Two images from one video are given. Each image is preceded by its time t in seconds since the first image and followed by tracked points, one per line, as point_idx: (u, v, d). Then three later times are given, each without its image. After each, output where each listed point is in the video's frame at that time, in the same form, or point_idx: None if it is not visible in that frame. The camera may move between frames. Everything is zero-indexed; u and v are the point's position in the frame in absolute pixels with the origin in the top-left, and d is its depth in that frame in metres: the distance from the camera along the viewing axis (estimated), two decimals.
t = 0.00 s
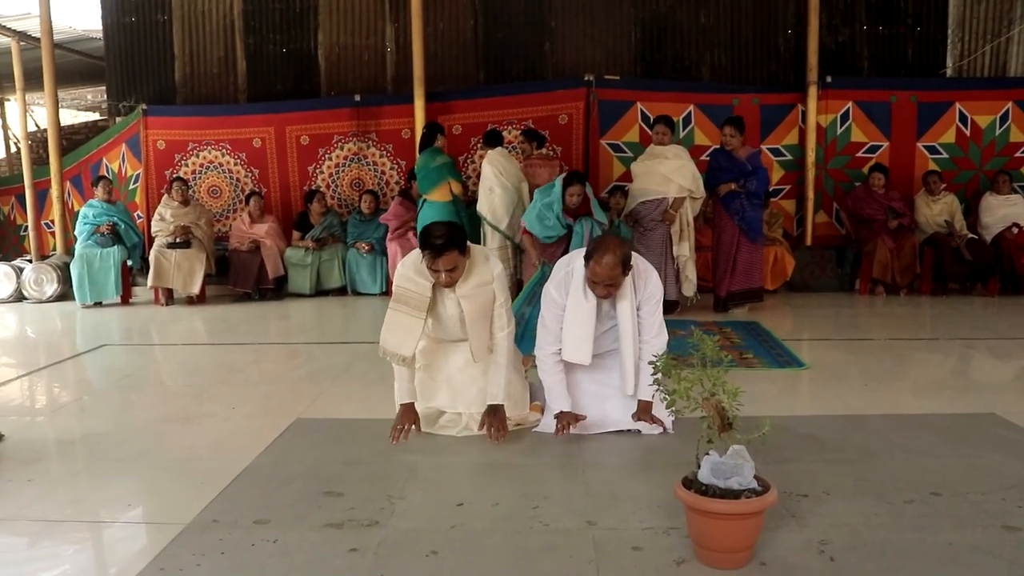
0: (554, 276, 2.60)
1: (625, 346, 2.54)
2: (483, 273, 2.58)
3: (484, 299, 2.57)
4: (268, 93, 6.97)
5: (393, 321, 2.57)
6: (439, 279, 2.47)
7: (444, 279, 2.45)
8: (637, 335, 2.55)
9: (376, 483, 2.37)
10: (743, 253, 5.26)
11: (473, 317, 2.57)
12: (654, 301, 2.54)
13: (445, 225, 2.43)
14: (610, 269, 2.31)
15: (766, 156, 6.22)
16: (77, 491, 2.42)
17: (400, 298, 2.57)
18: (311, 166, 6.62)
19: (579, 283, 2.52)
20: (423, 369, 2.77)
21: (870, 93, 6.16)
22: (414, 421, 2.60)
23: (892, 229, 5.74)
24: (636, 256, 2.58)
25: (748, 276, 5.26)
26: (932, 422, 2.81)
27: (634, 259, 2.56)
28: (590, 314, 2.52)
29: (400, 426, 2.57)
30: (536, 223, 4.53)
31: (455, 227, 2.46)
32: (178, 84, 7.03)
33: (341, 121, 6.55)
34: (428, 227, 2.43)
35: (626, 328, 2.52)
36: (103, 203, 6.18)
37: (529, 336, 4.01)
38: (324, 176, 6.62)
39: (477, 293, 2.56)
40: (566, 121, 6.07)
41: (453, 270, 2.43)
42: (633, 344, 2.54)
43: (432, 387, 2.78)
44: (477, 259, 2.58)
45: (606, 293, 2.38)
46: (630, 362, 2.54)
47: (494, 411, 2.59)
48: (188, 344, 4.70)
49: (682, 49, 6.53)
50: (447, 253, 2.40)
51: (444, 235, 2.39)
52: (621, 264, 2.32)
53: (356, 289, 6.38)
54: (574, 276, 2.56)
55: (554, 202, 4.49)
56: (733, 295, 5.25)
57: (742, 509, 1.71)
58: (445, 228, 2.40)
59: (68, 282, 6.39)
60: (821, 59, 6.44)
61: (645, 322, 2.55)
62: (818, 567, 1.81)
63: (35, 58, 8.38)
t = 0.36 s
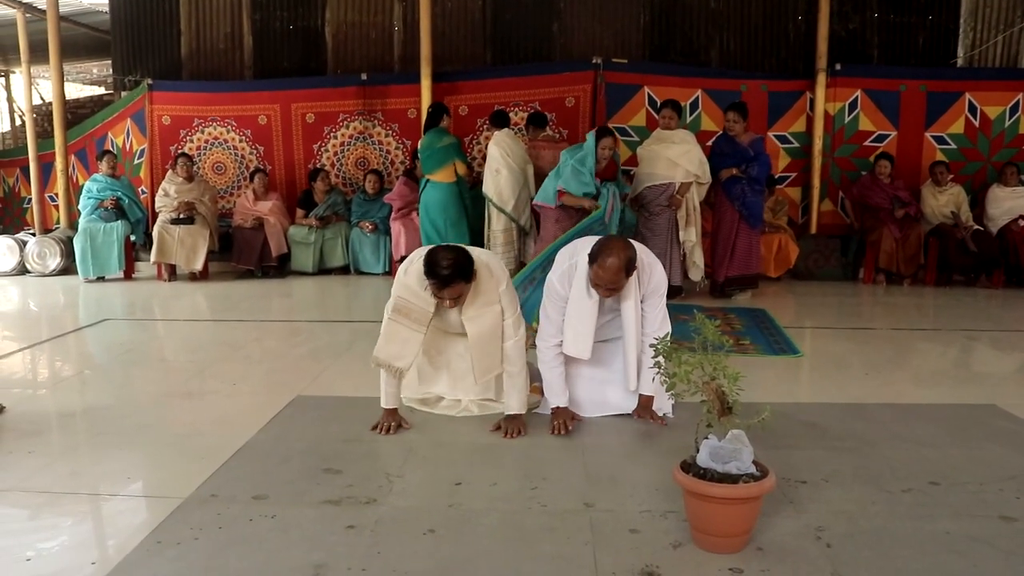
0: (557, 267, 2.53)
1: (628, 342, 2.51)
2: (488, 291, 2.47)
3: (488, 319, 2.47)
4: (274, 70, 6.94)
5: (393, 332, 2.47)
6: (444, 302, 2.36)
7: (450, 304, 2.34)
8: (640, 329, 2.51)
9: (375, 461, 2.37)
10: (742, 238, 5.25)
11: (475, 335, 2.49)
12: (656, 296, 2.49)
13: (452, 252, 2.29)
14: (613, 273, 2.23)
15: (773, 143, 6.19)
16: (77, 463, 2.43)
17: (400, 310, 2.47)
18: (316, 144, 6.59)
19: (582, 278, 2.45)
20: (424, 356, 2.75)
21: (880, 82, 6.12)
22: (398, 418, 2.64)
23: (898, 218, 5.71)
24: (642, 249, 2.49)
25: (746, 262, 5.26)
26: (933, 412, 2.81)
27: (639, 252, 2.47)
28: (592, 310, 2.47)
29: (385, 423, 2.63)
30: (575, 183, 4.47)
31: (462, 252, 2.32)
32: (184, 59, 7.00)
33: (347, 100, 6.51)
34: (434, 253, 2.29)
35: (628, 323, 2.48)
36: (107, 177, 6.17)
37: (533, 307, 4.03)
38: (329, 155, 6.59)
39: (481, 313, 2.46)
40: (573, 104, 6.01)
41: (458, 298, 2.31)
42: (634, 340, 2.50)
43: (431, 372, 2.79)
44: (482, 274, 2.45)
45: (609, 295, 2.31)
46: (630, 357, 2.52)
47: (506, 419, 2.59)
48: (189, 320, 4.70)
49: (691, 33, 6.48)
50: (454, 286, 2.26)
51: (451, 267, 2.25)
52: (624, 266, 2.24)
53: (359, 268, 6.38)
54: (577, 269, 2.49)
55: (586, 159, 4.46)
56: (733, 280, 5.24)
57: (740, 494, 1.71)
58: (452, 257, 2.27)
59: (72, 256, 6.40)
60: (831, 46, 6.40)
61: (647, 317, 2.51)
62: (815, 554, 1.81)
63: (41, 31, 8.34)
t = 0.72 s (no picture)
0: (558, 265, 2.44)
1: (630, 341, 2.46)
2: (491, 305, 2.45)
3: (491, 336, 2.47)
4: (277, 53, 6.91)
5: (390, 340, 2.49)
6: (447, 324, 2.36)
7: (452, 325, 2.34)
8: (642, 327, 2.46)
9: (376, 444, 2.38)
10: (744, 225, 5.23)
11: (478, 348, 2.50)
12: (658, 298, 2.43)
13: (454, 280, 2.27)
14: (615, 288, 2.16)
15: (777, 130, 6.17)
16: (79, 444, 2.44)
17: (400, 319, 2.47)
18: (319, 128, 6.57)
19: (583, 283, 2.36)
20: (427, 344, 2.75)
21: (886, 69, 6.08)
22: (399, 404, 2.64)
23: (902, 206, 5.69)
24: (645, 250, 2.40)
25: (749, 249, 5.24)
26: (935, 400, 2.80)
27: (642, 254, 2.38)
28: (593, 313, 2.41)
29: (388, 406, 2.64)
30: (626, 164, 4.49)
31: (465, 279, 2.30)
32: (187, 42, 6.97)
33: (350, 83, 6.48)
34: (436, 282, 2.27)
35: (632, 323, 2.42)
36: (110, 159, 6.16)
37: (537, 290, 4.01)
38: (333, 138, 6.57)
39: (485, 328, 2.46)
40: (577, 89, 5.97)
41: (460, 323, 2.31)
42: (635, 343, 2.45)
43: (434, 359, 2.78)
44: (486, 290, 2.43)
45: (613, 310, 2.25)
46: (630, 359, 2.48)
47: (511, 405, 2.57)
48: (192, 303, 4.70)
49: (696, 19, 6.44)
50: (454, 319, 2.27)
51: (451, 302, 2.24)
52: (627, 280, 2.16)
53: (362, 252, 6.38)
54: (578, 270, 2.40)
55: (627, 139, 4.51)
56: (736, 268, 5.23)
57: (741, 479, 1.71)
58: (455, 287, 2.25)
59: (74, 239, 6.39)
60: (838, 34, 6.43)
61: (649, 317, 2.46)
62: (816, 539, 1.81)
63: (44, 12, 8.29)
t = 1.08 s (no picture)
0: (559, 277, 2.46)
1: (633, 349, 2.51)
2: (499, 318, 2.52)
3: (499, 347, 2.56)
4: (279, 42, 6.90)
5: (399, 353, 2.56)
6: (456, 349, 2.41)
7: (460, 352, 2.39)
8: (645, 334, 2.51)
9: (380, 431, 2.39)
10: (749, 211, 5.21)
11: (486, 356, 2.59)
12: (659, 306, 2.49)
13: (463, 312, 2.29)
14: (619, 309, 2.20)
15: (780, 116, 6.14)
16: (83, 433, 2.45)
17: (408, 335, 2.53)
18: (321, 116, 6.55)
19: (585, 299, 2.40)
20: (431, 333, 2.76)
21: (890, 54, 6.04)
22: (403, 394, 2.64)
23: (905, 191, 5.67)
24: (645, 260, 2.45)
25: (754, 236, 5.21)
26: (938, 385, 2.80)
27: (642, 265, 2.44)
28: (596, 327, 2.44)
29: (389, 393, 2.63)
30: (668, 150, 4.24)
31: (472, 309, 2.32)
32: (189, 31, 6.96)
33: (353, 71, 6.46)
34: (444, 315, 2.29)
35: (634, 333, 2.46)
36: (113, 149, 6.15)
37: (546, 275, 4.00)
38: (335, 126, 6.56)
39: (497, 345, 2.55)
40: (579, 76, 5.94)
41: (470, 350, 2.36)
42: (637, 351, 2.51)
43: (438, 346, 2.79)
44: (494, 306, 2.51)
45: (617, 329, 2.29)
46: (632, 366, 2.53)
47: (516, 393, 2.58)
48: (194, 292, 4.70)
49: (699, 5, 6.41)
50: (464, 349, 2.31)
51: (460, 335, 2.27)
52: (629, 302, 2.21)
53: (365, 240, 6.37)
54: (580, 284, 2.43)
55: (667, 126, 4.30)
56: (740, 255, 5.20)
57: (743, 463, 1.71)
58: (462, 322, 2.27)
59: (78, 228, 6.40)
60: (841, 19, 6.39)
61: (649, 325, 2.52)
62: (820, 524, 1.82)
63: None
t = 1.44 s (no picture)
0: (564, 279, 2.46)
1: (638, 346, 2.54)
2: (504, 317, 2.54)
3: (503, 341, 2.58)
4: (282, 32, 6.90)
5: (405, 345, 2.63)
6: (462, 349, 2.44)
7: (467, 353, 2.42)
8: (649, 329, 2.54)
9: (386, 418, 2.39)
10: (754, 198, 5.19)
11: (492, 350, 2.62)
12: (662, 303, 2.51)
13: (468, 317, 2.31)
14: (624, 317, 2.21)
15: (784, 103, 6.11)
16: (90, 422, 2.46)
17: (415, 331, 2.58)
18: (324, 106, 6.54)
19: (589, 302, 2.41)
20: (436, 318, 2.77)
21: (894, 40, 6.01)
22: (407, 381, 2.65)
23: (908, 177, 5.64)
24: (648, 260, 2.45)
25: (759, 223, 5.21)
26: (943, 370, 2.79)
27: (645, 265, 2.44)
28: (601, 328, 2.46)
29: (394, 379, 2.63)
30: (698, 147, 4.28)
31: (477, 314, 2.33)
32: (191, 21, 6.94)
33: (355, 61, 6.44)
34: (449, 321, 2.31)
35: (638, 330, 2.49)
36: (116, 140, 6.15)
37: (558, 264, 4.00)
38: (338, 116, 6.54)
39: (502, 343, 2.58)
40: (582, 64, 5.92)
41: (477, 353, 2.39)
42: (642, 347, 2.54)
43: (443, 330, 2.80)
44: (499, 305, 2.52)
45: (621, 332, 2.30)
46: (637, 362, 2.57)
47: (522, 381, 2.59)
48: (198, 282, 4.70)
49: None
50: (470, 353, 2.34)
51: (466, 341, 2.29)
52: (633, 311, 2.22)
53: (369, 229, 6.38)
54: (585, 287, 2.44)
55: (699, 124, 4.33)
56: (744, 241, 5.19)
57: (748, 448, 1.71)
58: (467, 329, 2.29)
59: (82, 220, 6.41)
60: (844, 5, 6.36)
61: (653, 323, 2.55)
62: (826, 507, 1.82)
63: None
